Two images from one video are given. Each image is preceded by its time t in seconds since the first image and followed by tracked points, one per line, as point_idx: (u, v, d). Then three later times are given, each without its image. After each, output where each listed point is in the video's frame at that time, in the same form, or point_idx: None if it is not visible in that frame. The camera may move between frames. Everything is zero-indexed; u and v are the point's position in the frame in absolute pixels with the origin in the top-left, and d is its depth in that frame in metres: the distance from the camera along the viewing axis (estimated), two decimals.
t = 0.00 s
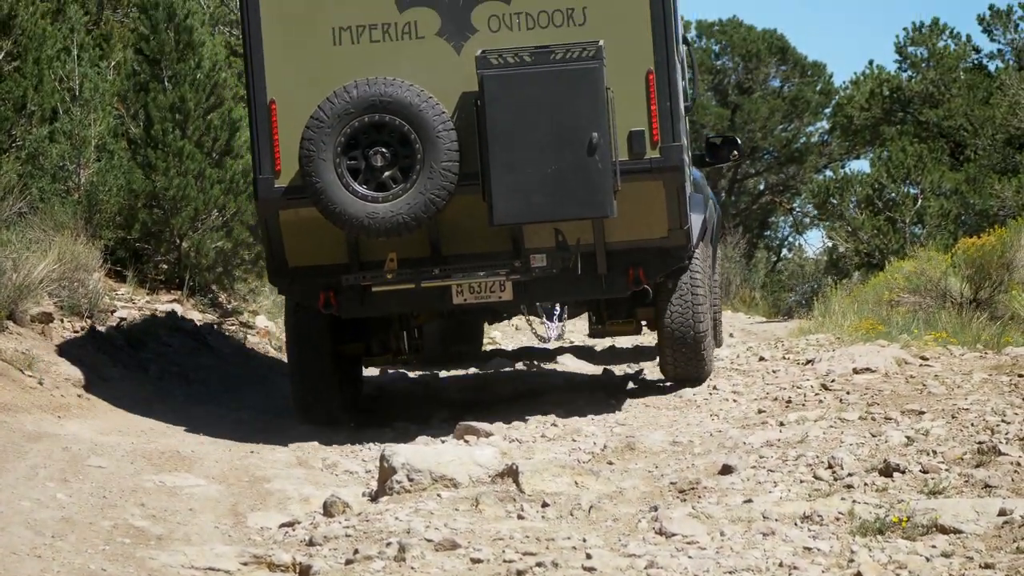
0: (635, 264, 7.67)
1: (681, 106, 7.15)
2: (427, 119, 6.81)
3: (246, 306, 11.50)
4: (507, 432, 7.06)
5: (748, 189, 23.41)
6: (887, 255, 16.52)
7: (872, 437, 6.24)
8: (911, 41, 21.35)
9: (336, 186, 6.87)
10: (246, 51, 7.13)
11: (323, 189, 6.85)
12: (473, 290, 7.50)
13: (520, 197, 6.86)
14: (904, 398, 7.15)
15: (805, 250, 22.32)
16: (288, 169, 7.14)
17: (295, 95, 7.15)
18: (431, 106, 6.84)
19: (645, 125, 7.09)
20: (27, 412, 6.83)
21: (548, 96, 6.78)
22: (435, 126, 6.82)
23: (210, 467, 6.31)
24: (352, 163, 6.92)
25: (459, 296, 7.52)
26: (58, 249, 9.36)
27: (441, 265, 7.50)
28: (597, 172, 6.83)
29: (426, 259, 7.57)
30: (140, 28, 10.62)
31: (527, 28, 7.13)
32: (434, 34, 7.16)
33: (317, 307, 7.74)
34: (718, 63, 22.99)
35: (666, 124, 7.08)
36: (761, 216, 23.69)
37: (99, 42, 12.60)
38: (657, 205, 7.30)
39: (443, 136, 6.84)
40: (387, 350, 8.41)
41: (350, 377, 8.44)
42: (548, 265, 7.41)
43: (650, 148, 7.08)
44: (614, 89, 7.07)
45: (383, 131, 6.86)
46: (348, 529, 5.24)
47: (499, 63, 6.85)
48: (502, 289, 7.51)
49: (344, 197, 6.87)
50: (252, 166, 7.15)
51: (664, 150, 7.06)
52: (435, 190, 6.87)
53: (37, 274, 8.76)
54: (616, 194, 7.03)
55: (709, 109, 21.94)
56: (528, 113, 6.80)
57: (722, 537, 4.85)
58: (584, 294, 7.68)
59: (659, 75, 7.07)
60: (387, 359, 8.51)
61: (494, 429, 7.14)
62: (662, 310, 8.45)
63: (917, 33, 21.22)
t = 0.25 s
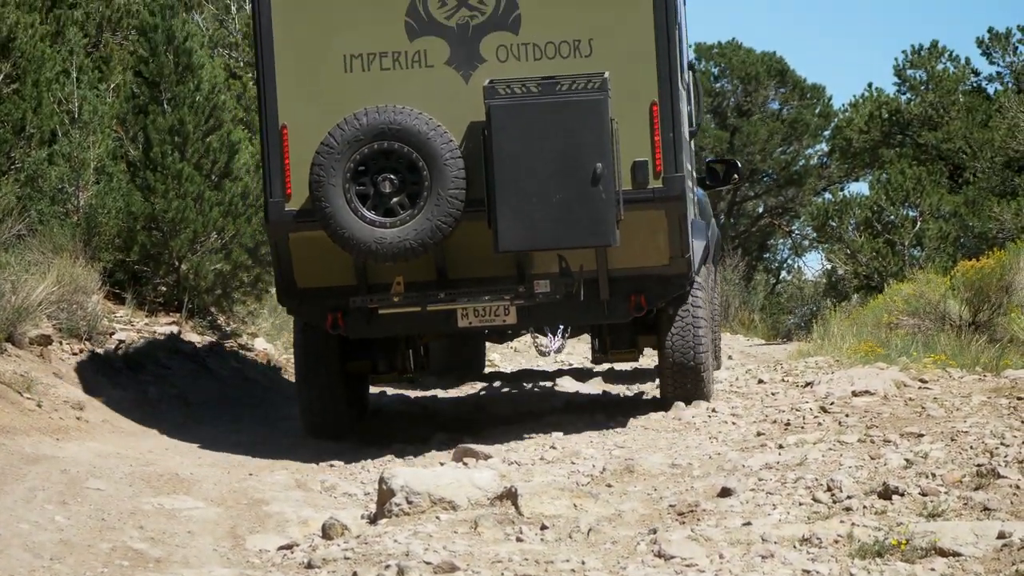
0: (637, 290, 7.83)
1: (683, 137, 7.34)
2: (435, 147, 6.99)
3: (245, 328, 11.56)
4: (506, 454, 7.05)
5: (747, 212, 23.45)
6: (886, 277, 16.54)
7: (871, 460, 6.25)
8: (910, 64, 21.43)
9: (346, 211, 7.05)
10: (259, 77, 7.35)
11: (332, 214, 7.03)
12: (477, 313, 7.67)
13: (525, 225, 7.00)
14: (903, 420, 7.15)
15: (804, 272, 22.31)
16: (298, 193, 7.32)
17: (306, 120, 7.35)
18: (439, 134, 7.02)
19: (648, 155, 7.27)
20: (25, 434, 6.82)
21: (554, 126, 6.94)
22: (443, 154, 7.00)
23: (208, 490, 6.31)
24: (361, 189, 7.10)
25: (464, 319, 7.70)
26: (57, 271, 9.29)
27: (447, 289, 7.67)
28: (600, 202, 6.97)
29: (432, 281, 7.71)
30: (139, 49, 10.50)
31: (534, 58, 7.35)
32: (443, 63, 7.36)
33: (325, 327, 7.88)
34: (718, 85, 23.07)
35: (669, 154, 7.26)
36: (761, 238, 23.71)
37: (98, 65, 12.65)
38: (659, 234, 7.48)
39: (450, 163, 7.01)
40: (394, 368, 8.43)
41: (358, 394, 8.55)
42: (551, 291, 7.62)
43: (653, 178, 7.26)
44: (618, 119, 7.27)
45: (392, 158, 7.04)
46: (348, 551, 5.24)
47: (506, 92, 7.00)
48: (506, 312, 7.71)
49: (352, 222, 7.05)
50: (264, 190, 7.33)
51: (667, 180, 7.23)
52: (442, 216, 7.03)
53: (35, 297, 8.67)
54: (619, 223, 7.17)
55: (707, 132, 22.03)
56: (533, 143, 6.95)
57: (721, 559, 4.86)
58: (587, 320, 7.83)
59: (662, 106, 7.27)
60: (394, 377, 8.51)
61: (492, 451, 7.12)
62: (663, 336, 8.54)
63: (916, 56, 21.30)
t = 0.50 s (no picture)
0: (642, 305, 8.13)
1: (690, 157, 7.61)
2: (448, 164, 7.22)
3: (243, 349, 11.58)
4: (504, 475, 7.06)
5: (745, 233, 23.52)
6: (885, 299, 16.59)
7: (869, 481, 6.25)
8: (908, 85, 21.49)
9: (360, 224, 7.30)
10: (278, 91, 7.68)
11: (347, 226, 7.28)
12: (485, 325, 7.96)
13: (534, 240, 7.21)
14: (902, 442, 7.15)
15: (802, 294, 22.30)
16: (313, 207, 7.65)
17: (322, 135, 7.69)
18: (452, 150, 7.25)
19: (655, 174, 7.54)
20: (24, 455, 6.82)
21: (564, 144, 7.15)
22: (456, 170, 7.23)
23: (207, 511, 6.31)
24: (375, 203, 7.35)
25: (473, 331, 7.99)
26: (55, 292, 9.24)
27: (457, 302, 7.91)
28: (608, 219, 7.19)
29: (442, 294, 8.02)
30: (137, 71, 10.51)
31: (544, 78, 7.64)
32: (457, 81, 7.67)
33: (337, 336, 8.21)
34: (716, 106, 23.18)
35: (676, 174, 7.51)
36: (759, 259, 23.75)
37: (98, 86, 12.70)
38: (664, 251, 7.76)
39: (462, 179, 7.24)
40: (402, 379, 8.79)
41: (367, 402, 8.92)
42: (558, 305, 7.81)
43: (659, 197, 7.52)
44: (627, 138, 7.54)
45: (406, 173, 7.28)
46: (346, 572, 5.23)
47: (518, 111, 7.24)
48: (514, 326, 7.98)
49: (366, 234, 7.29)
50: (280, 203, 7.66)
51: (673, 199, 7.50)
52: (453, 231, 7.27)
53: (33, 319, 8.63)
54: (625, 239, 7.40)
55: (705, 153, 22.08)
56: (543, 160, 7.16)
57: None
58: (593, 332, 8.14)
59: (669, 127, 7.54)
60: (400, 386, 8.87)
61: (492, 472, 7.12)
62: (666, 354, 8.78)
63: (914, 77, 21.38)
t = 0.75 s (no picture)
0: (643, 318, 8.32)
1: (692, 173, 7.78)
2: (456, 176, 7.37)
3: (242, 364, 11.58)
4: (503, 491, 7.05)
5: (745, 248, 23.56)
6: (884, 314, 16.68)
7: (868, 497, 6.25)
8: (907, 100, 21.55)
9: (368, 234, 7.43)
10: (288, 104, 7.74)
11: (355, 236, 7.41)
12: (489, 336, 8.12)
13: (539, 252, 7.35)
14: (901, 458, 7.15)
15: (801, 309, 22.31)
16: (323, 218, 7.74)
17: (332, 147, 7.77)
18: (460, 163, 7.40)
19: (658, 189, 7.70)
20: (22, 470, 6.81)
21: (569, 159, 7.30)
22: (463, 183, 7.38)
23: (205, 526, 6.30)
24: (384, 214, 7.49)
25: (478, 342, 8.15)
26: (54, 308, 9.17)
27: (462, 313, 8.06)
28: (612, 232, 7.34)
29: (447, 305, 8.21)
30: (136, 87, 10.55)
31: (551, 94, 7.79)
32: (465, 97, 7.80)
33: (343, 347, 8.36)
34: (716, 121, 23.31)
35: (678, 191, 7.68)
36: (758, 275, 23.78)
37: (97, 101, 12.74)
38: (667, 265, 7.93)
39: (470, 192, 7.39)
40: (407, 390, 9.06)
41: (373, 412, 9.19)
42: (562, 316, 7.97)
43: (662, 212, 7.68)
44: (630, 154, 7.71)
45: (414, 185, 7.42)
46: None
47: (524, 126, 7.39)
48: (518, 337, 8.14)
49: (375, 244, 7.42)
50: (290, 213, 7.75)
51: (676, 214, 7.66)
52: (460, 242, 7.41)
53: (31, 334, 8.52)
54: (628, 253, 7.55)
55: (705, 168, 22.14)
56: (549, 174, 7.30)
57: None
58: (596, 345, 8.31)
59: (672, 143, 7.71)
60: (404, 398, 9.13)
61: (489, 488, 7.12)
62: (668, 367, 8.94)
63: (912, 93, 21.44)
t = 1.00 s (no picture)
0: (646, 329, 8.62)
1: (695, 187, 8.02)
2: (465, 191, 7.64)
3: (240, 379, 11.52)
4: (501, 506, 7.04)
5: (743, 264, 23.59)
6: (883, 330, 16.73)
7: (867, 513, 6.24)
8: (906, 116, 21.59)
9: (380, 246, 7.71)
10: (303, 119, 7.98)
11: (367, 248, 7.69)
12: (497, 348, 8.44)
13: (546, 263, 7.60)
14: (900, 473, 7.16)
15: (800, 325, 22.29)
16: (335, 230, 7.99)
17: (345, 161, 8.00)
18: (469, 178, 7.67)
19: (662, 204, 7.94)
20: (20, 485, 6.80)
21: (576, 173, 7.54)
22: (472, 197, 7.65)
23: (203, 541, 6.30)
24: (395, 227, 7.76)
25: (486, 353, 8.48)
26: (52, 323, 9.09)
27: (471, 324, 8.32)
28: (616, 245, 7.58)
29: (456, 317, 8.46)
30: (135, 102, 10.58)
31: (558, 111, 8.03)
32: (475, 113, 8.03)
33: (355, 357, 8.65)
34: (714, 137, 23.33)
35: (682, 206, 7.93)
36: (756, 290, 23.79)
37: (96, 116, 12.75)
38: (670, 279, 8.19)
39: (479, 205, 7.66)
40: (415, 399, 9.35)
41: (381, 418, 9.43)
42: (567, 327, 8.27)
43: (666, 226, 7.94)
44: (636, 168, 7.95)
45: (425, 199, 7.69)
46: None
47: (533, 141, 7.61)
48: (525, 348, 8.43)
49: (387, 256, 7.70)
50: (303, 225, 8.00)
51: (679, 227, 7.91)
52: (469, 254, 7.69)
53: (30, 348, 8.51)
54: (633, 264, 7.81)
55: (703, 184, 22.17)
56: (557, 188, 7.55)
57: None
58: (600, 355, 8.63)
59: (676, 158, 7.95)
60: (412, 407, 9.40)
61: (486, 502, 7.13)
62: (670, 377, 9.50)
63: (911, 109, 21.48)
